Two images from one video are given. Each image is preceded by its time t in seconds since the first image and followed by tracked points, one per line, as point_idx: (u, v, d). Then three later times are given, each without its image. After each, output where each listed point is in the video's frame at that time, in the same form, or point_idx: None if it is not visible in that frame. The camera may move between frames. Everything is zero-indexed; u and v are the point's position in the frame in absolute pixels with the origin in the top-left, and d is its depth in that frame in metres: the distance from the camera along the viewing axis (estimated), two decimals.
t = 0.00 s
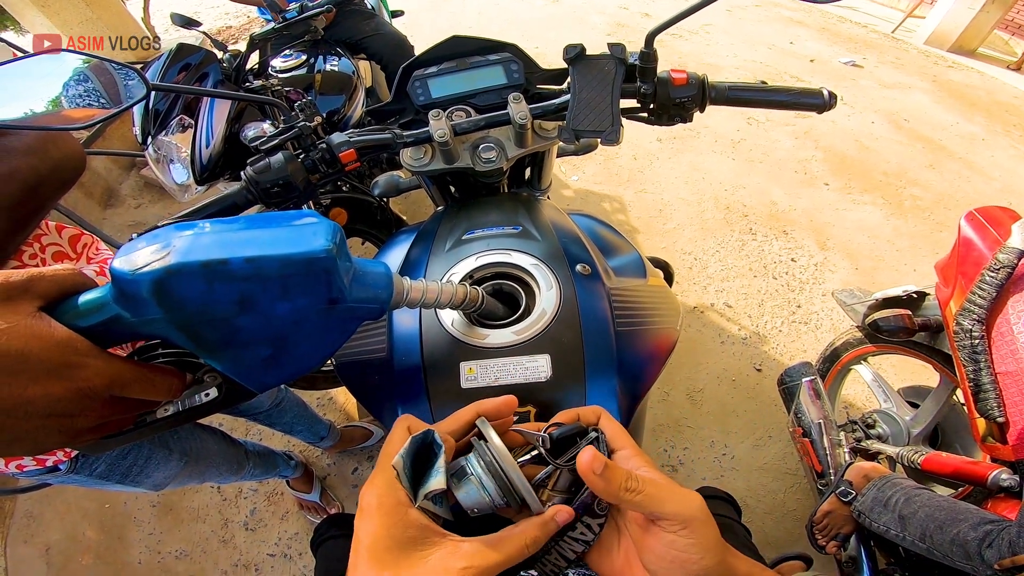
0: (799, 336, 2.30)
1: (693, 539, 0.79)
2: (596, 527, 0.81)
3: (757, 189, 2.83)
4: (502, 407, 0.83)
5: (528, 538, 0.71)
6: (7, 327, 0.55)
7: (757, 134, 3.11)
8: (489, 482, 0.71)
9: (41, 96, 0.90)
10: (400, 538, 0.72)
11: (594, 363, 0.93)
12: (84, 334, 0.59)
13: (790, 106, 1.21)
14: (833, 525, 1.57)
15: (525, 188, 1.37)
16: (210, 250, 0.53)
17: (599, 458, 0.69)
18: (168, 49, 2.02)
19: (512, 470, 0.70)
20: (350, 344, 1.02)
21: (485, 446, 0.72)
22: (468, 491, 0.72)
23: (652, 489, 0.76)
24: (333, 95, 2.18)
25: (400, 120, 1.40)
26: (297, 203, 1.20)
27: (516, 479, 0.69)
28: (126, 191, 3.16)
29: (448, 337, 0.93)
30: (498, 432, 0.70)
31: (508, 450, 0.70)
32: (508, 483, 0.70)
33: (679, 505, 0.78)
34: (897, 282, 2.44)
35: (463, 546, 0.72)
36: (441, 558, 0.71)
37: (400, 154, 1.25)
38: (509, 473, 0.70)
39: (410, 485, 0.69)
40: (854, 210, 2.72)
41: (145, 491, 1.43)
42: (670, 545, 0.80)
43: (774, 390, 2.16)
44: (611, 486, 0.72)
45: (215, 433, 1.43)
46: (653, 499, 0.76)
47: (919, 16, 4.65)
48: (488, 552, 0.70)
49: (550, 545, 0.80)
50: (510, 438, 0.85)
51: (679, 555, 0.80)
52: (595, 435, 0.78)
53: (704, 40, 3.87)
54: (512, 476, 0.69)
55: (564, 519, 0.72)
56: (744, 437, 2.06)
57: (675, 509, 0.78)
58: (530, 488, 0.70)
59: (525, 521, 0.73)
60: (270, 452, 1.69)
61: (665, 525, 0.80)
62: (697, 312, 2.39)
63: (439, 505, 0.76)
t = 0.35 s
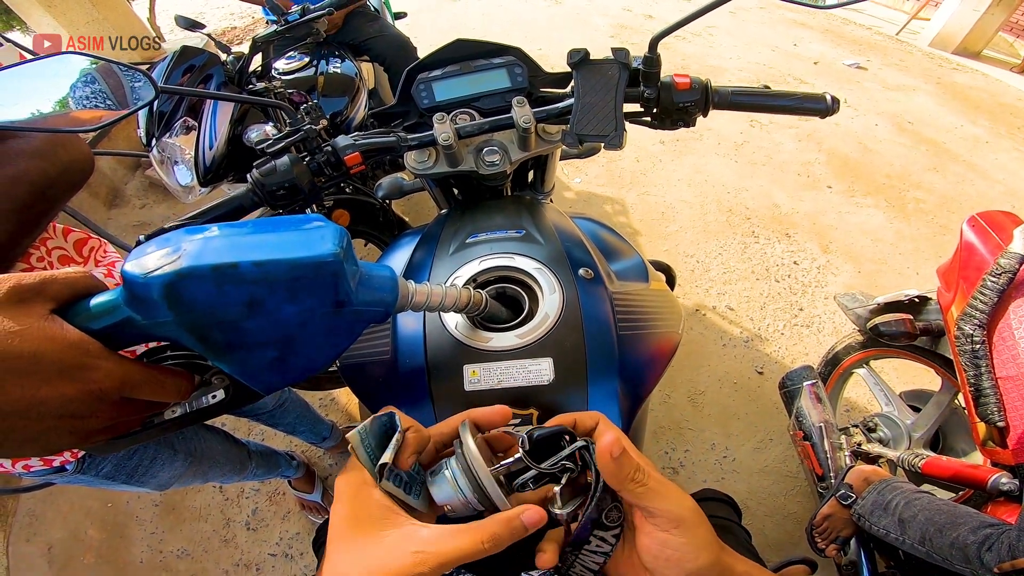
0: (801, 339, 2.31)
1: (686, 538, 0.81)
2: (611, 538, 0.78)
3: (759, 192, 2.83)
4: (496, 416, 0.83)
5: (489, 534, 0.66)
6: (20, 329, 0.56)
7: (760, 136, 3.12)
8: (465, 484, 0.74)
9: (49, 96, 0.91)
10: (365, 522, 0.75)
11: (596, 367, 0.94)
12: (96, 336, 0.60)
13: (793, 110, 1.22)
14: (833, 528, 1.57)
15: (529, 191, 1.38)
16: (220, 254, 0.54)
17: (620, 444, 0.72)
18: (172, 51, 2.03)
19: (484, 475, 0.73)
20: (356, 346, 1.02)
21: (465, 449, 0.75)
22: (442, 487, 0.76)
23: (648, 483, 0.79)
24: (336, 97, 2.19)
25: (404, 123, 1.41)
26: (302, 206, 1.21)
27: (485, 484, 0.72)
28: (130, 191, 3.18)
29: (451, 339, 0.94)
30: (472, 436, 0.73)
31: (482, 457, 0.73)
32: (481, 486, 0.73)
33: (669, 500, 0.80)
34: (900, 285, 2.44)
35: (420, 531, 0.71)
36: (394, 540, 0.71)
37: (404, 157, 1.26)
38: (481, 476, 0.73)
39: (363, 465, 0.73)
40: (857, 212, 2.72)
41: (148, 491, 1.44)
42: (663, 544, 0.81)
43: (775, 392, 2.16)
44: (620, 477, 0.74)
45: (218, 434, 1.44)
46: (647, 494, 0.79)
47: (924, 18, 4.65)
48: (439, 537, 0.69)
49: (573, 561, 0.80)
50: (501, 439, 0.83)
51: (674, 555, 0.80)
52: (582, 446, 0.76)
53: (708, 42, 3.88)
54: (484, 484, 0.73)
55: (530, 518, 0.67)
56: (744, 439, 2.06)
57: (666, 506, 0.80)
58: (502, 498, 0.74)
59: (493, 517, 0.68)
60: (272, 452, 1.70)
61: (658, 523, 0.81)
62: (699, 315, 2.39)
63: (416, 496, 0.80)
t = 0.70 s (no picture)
0: (804, 341, 2.30)
1: (702, 533, 0.83)
2: (639, 548, 0.80)
3: (763, 193, 2.83)
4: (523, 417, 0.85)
5: (494, 524, 0.66)
6: (23, 326, 0.57)
7: (763, 138, 3.11)
8: (481, 478, 0.73)
9: (55, 95, 0.91)
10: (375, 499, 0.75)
11: (599, 367, 0.94)
12: (99, 333, 0.60)
13: (796, 112, 1.22)
14: (835, 530, 1.57)
15: (532, 192, 1.38)
16: (224, 252, 0.54)
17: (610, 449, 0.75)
18: (177, 51, 2.04)
19: (506, 472, 0.72)
20: (357, 346, 1.02)
21: (486, 444, 0.74)
22: (457, 480, 0.75)
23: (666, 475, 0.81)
24: (339, 97, 2.20)
25: (407, 123, 1.42)
26: (306, 206, 1.21)
27: (505, 479, 0.71)
28: (134, 192, 3.19)
29: (454, 339, 0.94)
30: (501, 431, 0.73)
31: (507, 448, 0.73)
32: (499, 480, 0.72)
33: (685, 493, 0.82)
34: (903, 287, 2.43)
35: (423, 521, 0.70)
36: (396, 524, 0.70)
37: (407, 157, 1.26)
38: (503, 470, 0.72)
39: (379, 444, 0.72)
40: (860, 214, 2.71)
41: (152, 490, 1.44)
42: (679, 540, 0.83)
43: (778, 394, 2.16)
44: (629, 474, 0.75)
45: (220, 434, 1.45)
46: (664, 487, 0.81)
47: (928, 20, 4.64)
48: (440, 532, 0.68)
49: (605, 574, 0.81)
50: (517, 444, 0.82)
51: (689, 551, 0.83)
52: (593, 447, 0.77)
53: (712, 44, 3.87)
54: (504, 482, 0.72)
55: (539, 510, 0.68)
56: (747, 441, 2.06)
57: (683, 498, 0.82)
58: (519, 497, 0.72)
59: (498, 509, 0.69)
60: (274, 452, 1.70)
61: (673, 518, 0.84)
62: (701, 316, 2.39)
63: (427, 490, 0.79)
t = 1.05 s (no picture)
0: (809, 337, 2.29)
1: (731, 504, 0.84)
2: (663, 544, 0.76)
3: (769, 190, 2.81)
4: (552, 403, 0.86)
5: (509, 500, 0.66)
6: (33, 299, 0.57)
7: (770, 134, 3.10)
8: (504, 452, 0.73)
9: (67, 85, 0.91)
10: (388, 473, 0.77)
11: (608, 354, 0.93)
12: (110, 310, 0.60)
13: (806, 103, 1.20)
14: (840, 526, 1.58)
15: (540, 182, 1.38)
16: (237, 228, 0.54)
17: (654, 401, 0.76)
18: (188, 43, 2.06)
19: (531, 455, 0.72)
20: (365, 331, 1.02)
21: (512, 420, 0.75)
22: (478, 452, 0.74)
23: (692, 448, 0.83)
24: (348, 90, 2.19)
25: (415, 114, 1.41)
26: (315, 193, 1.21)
27: (531, 463, 0.71)
28: (140, 185, 3.20)
29: (463, 325, 0.94)
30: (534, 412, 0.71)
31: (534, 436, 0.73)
32: (523, 456, 0.72)
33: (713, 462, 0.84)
34: (911, 285, 2.41)
35: (434, 489, 0.71)
36: (408, 492, 0.72)
37: (415, 146, 1.26)
38: (529, 447, 0.72)
39: (408, 409, 0.70)
40: (868, 212, 2.70)
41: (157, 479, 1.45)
42: (709, 512, 0.84)
43: (783, 391, 2.15)
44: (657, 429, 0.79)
45: (224, 424, 1.45)
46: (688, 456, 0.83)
47: (938, 19, 4.61)
48: (451, 501, 0.69)
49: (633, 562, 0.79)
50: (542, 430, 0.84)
51: (718, 522, 0.84)
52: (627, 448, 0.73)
53: (719, 40, 3.85)
54: (529, 461, 0.72)
55: (558, 490, 0.66)
56: (751, 437, 2.05)
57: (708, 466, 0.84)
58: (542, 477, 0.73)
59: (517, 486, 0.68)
60: (278, 444, 1.71)
61: (701, 490, 0.85)
62: (707, 312, 2.38)
63: (447, 465, 0.77)
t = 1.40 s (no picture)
0: (812, 339, 2.29)
1: (695, 509, 0.85)
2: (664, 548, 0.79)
3: (773, 190, 2.81)
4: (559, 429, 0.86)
5: (514, 518, 0.66)
6: (43, 305, 0.57)
7: (775, 135, 3.09)
8: (513, 474, 0.74)
9: (71, 86, 0.92)
10: (399, 485, 0.77)
11: (611, 358, 0.94)
12: (117, 315, 0.61)
13: (812, 107, 1.20)
14: (841, 527, 1.57)
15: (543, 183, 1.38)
16: (242, 234, 0.55)
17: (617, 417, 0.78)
18: (194, 42, 2.06)
19: (540, 477, 0.74)
20: (369, 333, 1.02)
21: (523, 446, 0.76)
22: (488, 473, 0.75)
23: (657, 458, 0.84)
24: (351, 89, 2.20)
25: (419, 114, 1.42)
26: (319, 194, 1.22)
27: (538, 483, 0.73)
28: (145, 182, 3.22)
29: (466, 327, 0.94)
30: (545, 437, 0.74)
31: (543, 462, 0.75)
32: (531, 480, 0.74)
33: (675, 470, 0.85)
34: (915, 287, 2.41)
35: (444, 506, 0.71)
36: (418, 508, 0.72)
37: (418, 147, 1.26)
38: (536, 470, 0.74)
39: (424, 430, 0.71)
40: (873, 213, 2.69)
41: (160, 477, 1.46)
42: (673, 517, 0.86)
43: (785, 392, 2.15)
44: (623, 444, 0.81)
45: (228, 423, 1.46)
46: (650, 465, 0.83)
47: (945, 19, 4.58)
48: (460, 517, 0.69)
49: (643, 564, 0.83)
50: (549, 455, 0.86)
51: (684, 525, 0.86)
52: (627, 474, 0.74)
53: (724, 40, 3.85)
54: (536, 483, 0.74)
55: (563, 511, 0.67)
56: (753, 438, 2.05)
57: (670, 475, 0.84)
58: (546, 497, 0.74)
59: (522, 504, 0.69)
60: (281, 442, 1.72)
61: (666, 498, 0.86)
62: (709, 313, 2.38)
63: (456, 484, 0.78)
